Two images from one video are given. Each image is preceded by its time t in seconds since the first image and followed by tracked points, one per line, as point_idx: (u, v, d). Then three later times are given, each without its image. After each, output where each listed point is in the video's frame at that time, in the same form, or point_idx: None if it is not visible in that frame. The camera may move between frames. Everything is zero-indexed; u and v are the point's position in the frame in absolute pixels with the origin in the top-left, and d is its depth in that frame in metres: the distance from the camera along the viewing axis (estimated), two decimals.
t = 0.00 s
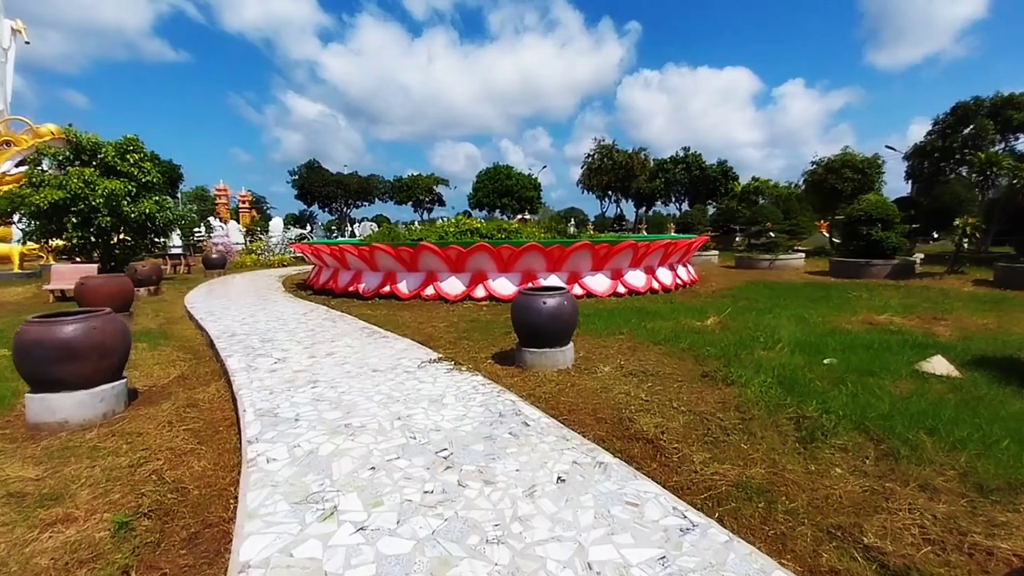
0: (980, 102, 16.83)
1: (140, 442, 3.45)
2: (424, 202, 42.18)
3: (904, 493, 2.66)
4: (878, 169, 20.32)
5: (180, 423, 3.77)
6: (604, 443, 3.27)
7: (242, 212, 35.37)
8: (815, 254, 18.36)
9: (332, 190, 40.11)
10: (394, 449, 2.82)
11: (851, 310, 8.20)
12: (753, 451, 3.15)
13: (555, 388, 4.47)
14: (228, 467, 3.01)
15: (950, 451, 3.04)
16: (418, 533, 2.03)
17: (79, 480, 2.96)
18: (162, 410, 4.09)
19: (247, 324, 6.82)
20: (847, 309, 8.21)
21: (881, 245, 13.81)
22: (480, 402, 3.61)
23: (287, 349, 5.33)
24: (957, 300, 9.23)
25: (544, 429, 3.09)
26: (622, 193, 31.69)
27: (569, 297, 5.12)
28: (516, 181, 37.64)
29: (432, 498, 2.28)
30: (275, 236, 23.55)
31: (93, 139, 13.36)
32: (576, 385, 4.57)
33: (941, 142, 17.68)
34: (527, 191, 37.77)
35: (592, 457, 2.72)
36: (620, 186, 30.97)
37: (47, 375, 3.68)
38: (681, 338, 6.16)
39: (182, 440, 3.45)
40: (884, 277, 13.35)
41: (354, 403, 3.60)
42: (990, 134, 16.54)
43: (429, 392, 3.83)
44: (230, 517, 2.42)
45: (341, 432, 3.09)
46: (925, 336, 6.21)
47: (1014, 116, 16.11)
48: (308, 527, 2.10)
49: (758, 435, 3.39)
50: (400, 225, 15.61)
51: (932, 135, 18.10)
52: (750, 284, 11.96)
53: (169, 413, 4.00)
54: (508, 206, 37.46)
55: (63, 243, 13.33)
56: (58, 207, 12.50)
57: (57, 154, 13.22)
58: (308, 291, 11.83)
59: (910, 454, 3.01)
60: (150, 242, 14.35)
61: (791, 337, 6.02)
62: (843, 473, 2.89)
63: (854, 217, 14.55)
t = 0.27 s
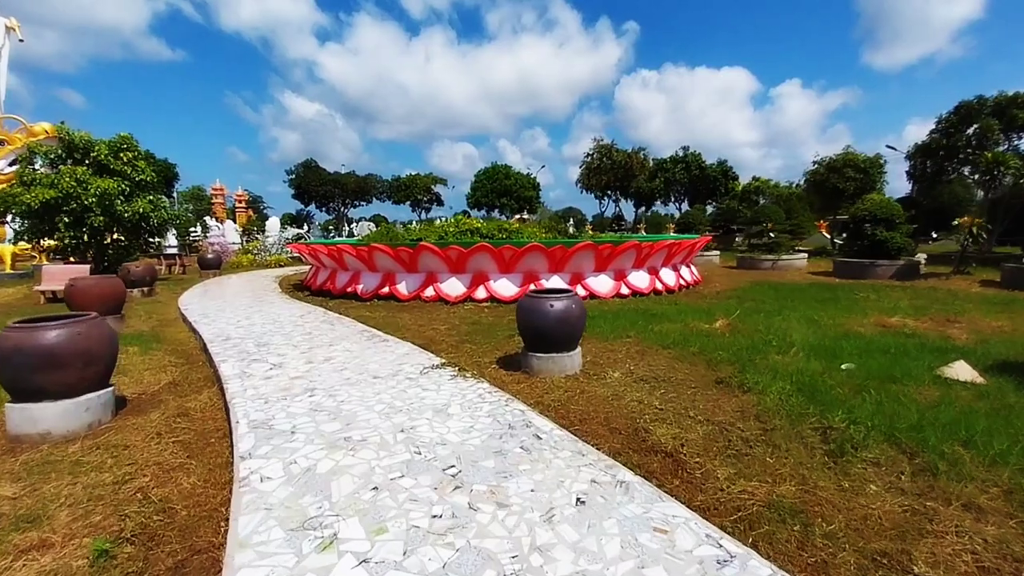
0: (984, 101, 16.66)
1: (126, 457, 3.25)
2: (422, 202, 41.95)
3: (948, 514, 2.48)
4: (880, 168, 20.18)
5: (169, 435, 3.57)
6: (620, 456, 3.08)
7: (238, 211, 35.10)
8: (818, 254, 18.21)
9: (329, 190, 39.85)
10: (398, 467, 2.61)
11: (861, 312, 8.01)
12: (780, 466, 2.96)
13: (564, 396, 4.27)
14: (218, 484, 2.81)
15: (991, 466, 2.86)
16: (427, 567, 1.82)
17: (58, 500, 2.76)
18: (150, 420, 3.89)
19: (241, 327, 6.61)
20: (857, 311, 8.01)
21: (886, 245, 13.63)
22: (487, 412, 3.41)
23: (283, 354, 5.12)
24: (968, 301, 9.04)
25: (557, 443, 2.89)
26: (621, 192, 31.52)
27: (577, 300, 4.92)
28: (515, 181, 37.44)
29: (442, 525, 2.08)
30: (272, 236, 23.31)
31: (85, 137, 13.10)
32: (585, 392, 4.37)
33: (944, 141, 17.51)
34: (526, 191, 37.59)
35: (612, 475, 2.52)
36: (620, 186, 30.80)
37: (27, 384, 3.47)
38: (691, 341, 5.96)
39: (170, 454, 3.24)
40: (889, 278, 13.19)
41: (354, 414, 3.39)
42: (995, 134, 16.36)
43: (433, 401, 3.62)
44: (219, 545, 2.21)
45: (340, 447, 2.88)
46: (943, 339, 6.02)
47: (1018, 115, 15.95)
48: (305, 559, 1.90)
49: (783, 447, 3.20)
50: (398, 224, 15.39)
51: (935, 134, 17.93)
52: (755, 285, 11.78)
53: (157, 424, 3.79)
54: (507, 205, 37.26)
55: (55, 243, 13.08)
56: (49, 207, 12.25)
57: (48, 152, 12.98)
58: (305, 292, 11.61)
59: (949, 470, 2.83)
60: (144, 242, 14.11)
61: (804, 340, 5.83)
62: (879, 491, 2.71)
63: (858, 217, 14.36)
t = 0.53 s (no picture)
0: (992, 100, 16.46)
1: (107, 469, 3.02)
2: (421, 201, 41.77)
3: (1008, 539, 2.28)
4: (885, 168, 19.98)
5: (155, 445, 3.34)
6: (642, 470, 2.85)
7: (237, 211, 34.89)
8: (822, 254, 18.02)
9: (328, 189, 39.64)
10: (401, 485, 2.38)
11: (875, 313, 7.79)
12: (815, 481, 2.75)
13: (575, 402, 4.04)
14: (205, 502, 2.58)
15: None
16: None
17: (30, 519, 2.52)
18: (136, 428, 3.65)
19: (236, 328, 6.38)
20: (870, 312, 7.79)
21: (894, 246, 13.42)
22: (496, 421, 3.18)
23: (279, 357, 4.88)
24: (983, 302, 8.82)
25: (574, 456, 2.66)
26: (622, 192, 31.32)
27: (587, 301, 4.69)
28: (515, 180, 37.23)
29: (452, 555, 1.85)
30: (270, 235, 23.08)
31: (79, 134, 12.85)
32: (597, 398, 4.14)
33: (952, 139, 17.30)
34: (527, 190, 37.39)
35: (638, 495, 2.30)
36: (621, 186, 30.60)
37: (3, 391, 3.24)
38: (703, 343, 5.74)
39: (155, 467, 3.01)
40: (896, 278, 12.99)
41: (352, 424, 3.16)
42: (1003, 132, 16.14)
43: (438, 409, 3.40)
44: None
45: (338, 461, 2.64)
46: (965, 342, 5.79)
47: None
48: None
49: (816, 461, 2.98)
50: (399, 223, 15.16)
51: (942, 132, 17.72)
52: (761, 285, 11.55)
53: (143, 433, 3.56)
54: (507, 205, 37.06)
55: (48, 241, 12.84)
56: (42, 204, 12.02)
57: (41, 149, 12.73)
58: (303, 292, 11.38)
59: (1001, 489, 2.63)
60: (139, 241, 13.87)
61: (821, 343, 5.61)
62: (927, 510, 2.50)
63: (865, 216, 14.13)
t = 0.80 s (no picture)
0: (1000, 101, 16.25)
1: (88, 490, 2.80)
2: (422, 201, 41.56)
3: None
4: (891, 169, 19.77)
5: (141, 462, 3.13)
6: (666, 494, 2.64)
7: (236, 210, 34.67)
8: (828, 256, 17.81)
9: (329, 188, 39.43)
10: (406, 513, 2.17)
11: (890, 318, 7.58)
12: (855, 508, 2.54)
13: (587, 414, 3.82)
14: (192, 529, 2.37)
15: None
16: None
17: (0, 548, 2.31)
18: (122, 442, 3.44)
19: (232, 332, 6.17)
20: (885, 318, 7.58)
21: (903, 248, 13.22)
22: (506, 438, 2.97)
23: (276, 364, 4.66)
24: (998, 307, 8.61)
25: (594, 480, 2.45)
26: (624, 192, 31.12)
27: (599, 306, 4.47)
28: (516, 180, 37.03)
29: None
30: (269, 235, 22.87)
31: (76, 132, 12.64)
32: (610, 409, 3.92)
33: (960, 140, 17.09)
34: (528, 190, 37.19)
35: (668, 527, 2.08)
36: (623, 186, 30.41)
37: None
38: (717, 350, 5.53)
39: (141, 487, 2.80)
40: (905, 282, 12.78)
41: (352, 440, 2.94)
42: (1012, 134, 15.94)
43: (444, 423, 3.18)
44: None
45: (337, 484, 2.43)
46: (989, 350, 5.58)
47: None
48: None
49: (853, 484, 2.78)
50: (400, 223, 14.94)
51: (950, 133, 17.51)
52: (769, 288, 11.35)
53: (131, 448, 3.35)
54: (508, 205, 36.85)
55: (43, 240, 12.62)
56: (36, 203, 11.80)
57: (36, 146, 12.51)
58: (302, 293, 11.17)
59: None
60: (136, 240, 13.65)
61: (839, 351, 5.40)
62: (980, 542, 2.29)
63: (873, 217, 13.88)
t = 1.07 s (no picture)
0: (1010, 100, 16.04)
1: (68, 509, 2.58)
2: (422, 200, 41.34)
3: None
4: (897, 170, 19.57)
5: (127, 477, 2.91)
6: (696, 515, 2.43)
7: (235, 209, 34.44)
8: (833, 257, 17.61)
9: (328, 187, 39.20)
10: (415, 541, 1.95)
11: (906, 321, 7.37)
12: (904, 532, 2.34)
13: (603, 424, 3.61)
14: (178, 556, 2.15)
15: None
16: None
17: None
18: (107, 454, 3.22)
19: (228, 334, 5.95)
20: (901, 321, 7.36)
21: (912, 249, 13.02)
22: (521, 453, 2.75)
23: (273, 369, 4.45)
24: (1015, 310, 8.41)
25: (621, 501, 2.24)
26: (626, 192, 30.91)
27: (612, 309, 4.23)
28: (517, 180, 36.82)
29: None
30: (269, 234, 22.64)
31: (71, 128, 12.40)
32: (626, 419, 3.72)
33: (968, 141, 16.88)
34: (529, 190, 36.99)
35: (708, 559, 1.88)
36: (625, 186, 30.20)
37: None
38: (733, 355, 5.32)
39: (125, 506, 2.58)
40: (915, 283, 12.58)
41: (354, 455, 2.73)
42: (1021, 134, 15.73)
43: (453, 435, 2.96)
44: None
45: (337, 506, 2.21)
46: (1016, 355, 5.36)
47: None
48: None
49: (896, 504, 2.58)
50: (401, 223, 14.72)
51: (957, 133, 17.30)
52: (777, 289, 11.14)
53: (117, 460, 3.13)
54: (509, 205, 36.63)
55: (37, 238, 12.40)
56: (30, 200, 11.58)
57: (31, 142, 12.29)
58: (301, 294, 10.96)
59: None
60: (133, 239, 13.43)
61: (860, 356, 5.19)
62: None
63: (881, 218, 13.64)
